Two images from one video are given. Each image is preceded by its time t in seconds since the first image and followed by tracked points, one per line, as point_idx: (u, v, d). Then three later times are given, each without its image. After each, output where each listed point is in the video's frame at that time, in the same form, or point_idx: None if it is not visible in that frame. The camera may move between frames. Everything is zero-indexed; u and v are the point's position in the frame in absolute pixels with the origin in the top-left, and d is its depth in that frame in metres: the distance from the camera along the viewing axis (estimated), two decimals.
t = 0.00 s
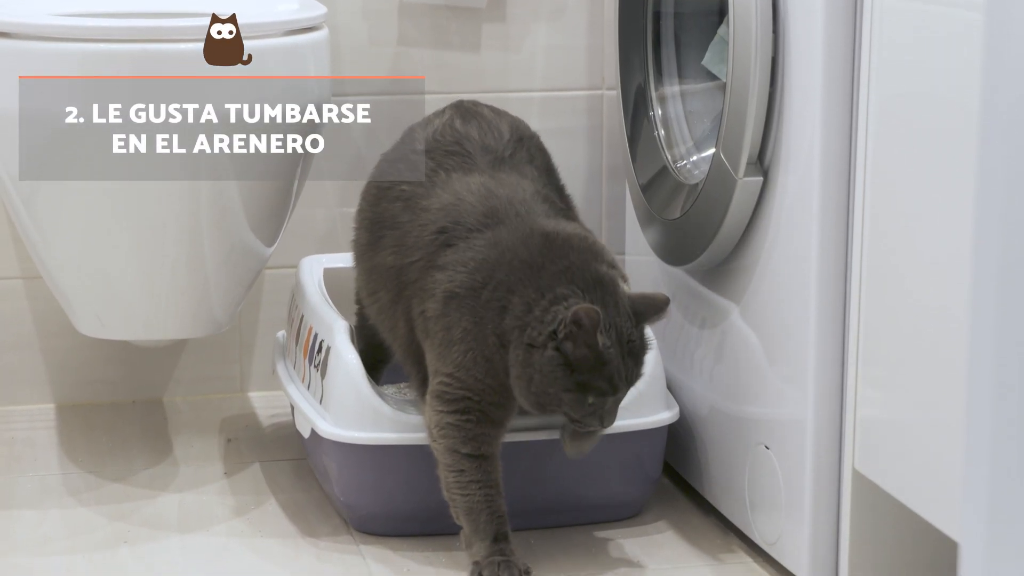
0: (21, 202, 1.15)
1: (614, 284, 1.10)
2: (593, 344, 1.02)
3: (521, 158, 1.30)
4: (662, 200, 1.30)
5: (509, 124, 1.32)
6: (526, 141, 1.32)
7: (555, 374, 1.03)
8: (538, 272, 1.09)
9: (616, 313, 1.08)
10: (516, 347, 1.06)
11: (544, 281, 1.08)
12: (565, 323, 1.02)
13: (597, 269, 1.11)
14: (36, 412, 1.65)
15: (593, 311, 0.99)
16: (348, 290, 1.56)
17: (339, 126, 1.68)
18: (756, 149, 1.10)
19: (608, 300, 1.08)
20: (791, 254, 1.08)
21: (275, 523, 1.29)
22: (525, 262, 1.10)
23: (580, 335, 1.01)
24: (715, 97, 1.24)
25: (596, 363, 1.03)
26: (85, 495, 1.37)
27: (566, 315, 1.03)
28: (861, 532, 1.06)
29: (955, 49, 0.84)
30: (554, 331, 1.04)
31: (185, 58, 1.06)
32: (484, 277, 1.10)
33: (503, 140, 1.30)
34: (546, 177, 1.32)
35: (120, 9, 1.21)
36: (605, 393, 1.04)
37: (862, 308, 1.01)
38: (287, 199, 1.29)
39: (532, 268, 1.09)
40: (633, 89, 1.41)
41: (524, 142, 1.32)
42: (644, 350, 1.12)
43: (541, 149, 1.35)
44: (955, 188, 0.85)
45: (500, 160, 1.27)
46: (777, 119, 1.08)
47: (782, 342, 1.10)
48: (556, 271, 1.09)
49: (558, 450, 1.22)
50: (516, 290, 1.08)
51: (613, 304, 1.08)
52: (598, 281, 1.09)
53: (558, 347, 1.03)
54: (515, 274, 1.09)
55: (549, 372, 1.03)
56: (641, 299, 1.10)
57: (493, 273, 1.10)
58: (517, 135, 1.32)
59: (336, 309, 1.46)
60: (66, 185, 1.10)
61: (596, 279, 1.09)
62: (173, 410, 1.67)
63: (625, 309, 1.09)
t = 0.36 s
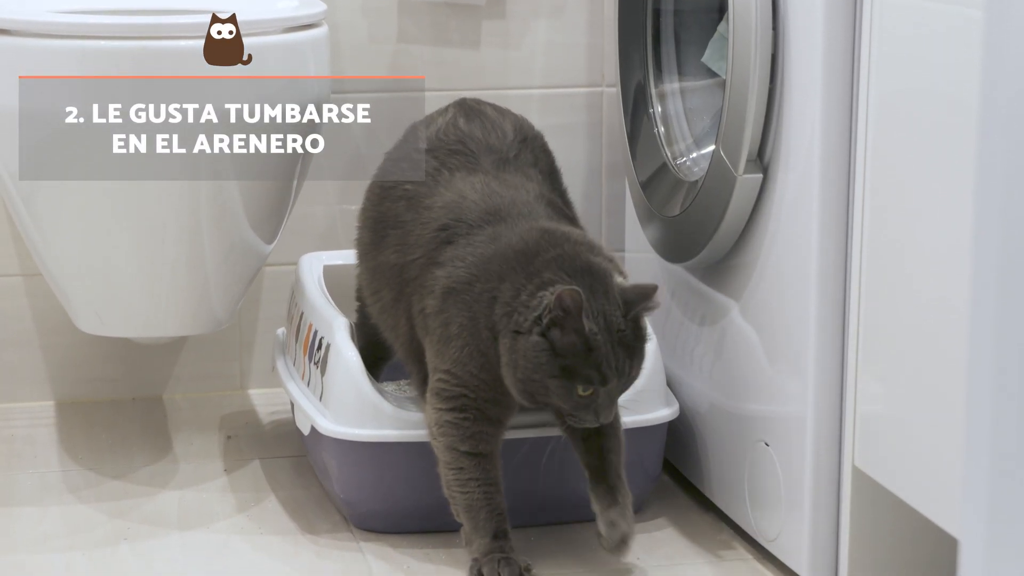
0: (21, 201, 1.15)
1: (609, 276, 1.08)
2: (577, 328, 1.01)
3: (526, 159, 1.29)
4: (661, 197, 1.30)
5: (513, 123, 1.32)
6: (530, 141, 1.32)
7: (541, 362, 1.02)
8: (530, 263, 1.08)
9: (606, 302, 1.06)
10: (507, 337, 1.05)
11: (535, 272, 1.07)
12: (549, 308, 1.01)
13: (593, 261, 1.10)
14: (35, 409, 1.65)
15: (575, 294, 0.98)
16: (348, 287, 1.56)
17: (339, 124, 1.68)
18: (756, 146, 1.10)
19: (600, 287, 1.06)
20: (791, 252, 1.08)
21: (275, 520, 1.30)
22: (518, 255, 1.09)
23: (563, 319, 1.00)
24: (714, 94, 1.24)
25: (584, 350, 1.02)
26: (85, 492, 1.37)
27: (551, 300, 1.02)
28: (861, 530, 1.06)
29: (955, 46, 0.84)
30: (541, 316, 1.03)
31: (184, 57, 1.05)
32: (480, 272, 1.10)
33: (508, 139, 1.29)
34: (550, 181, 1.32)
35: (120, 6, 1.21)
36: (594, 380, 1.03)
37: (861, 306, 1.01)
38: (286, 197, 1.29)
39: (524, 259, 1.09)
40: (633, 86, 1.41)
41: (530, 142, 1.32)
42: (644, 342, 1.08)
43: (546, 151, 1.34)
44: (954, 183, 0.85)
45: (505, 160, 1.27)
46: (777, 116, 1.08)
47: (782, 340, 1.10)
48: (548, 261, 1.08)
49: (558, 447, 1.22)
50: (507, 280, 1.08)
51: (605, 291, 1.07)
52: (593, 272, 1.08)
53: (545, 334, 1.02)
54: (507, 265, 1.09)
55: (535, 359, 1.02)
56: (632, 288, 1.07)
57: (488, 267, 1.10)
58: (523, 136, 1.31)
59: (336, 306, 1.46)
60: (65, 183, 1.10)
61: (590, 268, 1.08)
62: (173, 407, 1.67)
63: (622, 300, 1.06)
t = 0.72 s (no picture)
0: (22, 197, 1.15)
1: (605, 270, 1.08)
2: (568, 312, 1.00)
3: (532, 160, 1.30)
4: (662, 195, 1.30)
5: (518, 122, 1.33)
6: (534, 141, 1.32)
7: (534, 350, 1.02)
8: (524, 253, 1.08)
9: (600, 290, 1.05)
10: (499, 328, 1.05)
11: (529, 262, 1.07)
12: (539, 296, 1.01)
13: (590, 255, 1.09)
14: (36, 407, 1.65)
15: (564, 279, 0.98)
16: (348, 285, 1.56)
17: (339, 124, 1.68)
18: (757, 143, 1.10)
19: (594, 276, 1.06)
20: (791, 251, 1.08)
21: (276, 518, 1.30)
22: (514, 247, 1.09)
23: (554, 305, 1.00)
24: (714, 92, 1.24)
25: (577, 337, 1.02)
26: (86, 489, 1.37)
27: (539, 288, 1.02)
28: (861, 528, 1.06)
29: (957, 44, 0.84)
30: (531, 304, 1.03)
31: (185, 56, 1.05)
32: (477, 266, 1.10)
33: (513, 138, 1.30)
34: (555, 182, 1.32)
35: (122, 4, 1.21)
36: (587, 368, 1.02)
37: (861, 303, 1.01)
38: (287, 194, 1.29)
39: (519, 250, 1.09)
40: (634, 84, 1.41)
41: (534, 143, 1.32)
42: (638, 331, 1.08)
43: (551, 150, 1.35)
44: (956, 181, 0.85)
45: (512, 162, 1.28)
46: (778, 113, 1.08)
47: (783, 339, 1.10)
48: (542, 252, 1.08)
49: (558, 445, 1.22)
50: (501, 270, 1.08)
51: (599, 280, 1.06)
52: (590, 264, 1.07)
53: (536, 323, 1.02)
54: (502, 257, 1.09)
55: (527, 347, 1.02)
56: (626, 279, 1.06)
57: (485, 260, 1.10)
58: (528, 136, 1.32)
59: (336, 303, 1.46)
60: (64, 179, 1.10)
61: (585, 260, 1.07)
62: (174, 405, 1.67)
63: (618, 292, 1.05)
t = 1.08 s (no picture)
0: (22, 197, 1.15)
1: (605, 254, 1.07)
2: (564, 292, 1.00)
3: (539, 153, 1.29)
4: (663, 193, 1.30)
5: (527, 116, 1.32)
6: (541, 135, 1.31)
7: (530, 332, 1.02)
8: (522, 238, 1.08)
9: (598, 273, 1.04)
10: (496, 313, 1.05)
11: (528, 246, 1.07)
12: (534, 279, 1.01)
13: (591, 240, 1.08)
14: (36, 405, 1.65)
15: (559, 259, 0.98)
16: (348, 284, 1.56)
17: (339, 125, 1.68)
18: (758, 142, 1.10)
19: (591, 257, 1.05)
20: (792, 250, 1.08)
21: (276, 516, 1.30)
22: (513, 233, 1.09)
23: (550, 287, 1.00)
24: (715, 90, 1.24)
25: (574, 319, 1.02)
26: (86, 488, 1.37)
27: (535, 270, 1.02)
28: (861, 526, 1.06)
29: (958, 43, 0.84)
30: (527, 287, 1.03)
31: (184, 55, 1.05)
32: (476, 254, 1.10)
33: (523, 133, 1.30)
34: (564, 176, 1.32)
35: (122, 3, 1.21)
36: (585, 351, 1.02)
37: (861, 302, 1.01)
38: (287, 193, 1.29)
39: (518, 235, 1.09)
40: (634, 83, 1.41)
41: (544, 136, 1.32)
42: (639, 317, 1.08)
43: (560, 145, 1.34)
44: (957, 179, 0.85)
45: (520, 155, 1.27)
46: (779, 112, 1.08)
47: (783, 337, 1.10)
48: (540, 236, 1.08)
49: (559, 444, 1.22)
50: (498, 255, 1.08)
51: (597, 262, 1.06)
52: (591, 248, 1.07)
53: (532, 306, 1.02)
54: (501, 243, 1.09)
55: (524, 331, 1.02)
56: (626, 262, 1.05)
57: (484, 248, 1.10)
58: (537, 129, 1.31)
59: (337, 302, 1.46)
60: (63, 178, 1.10)
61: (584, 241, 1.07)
62: (174, 404, 1.67)
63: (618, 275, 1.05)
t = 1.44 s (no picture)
0: (20, 195, 1.15)
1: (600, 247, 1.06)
2: (543, 281, 1.00)
3: (547, 146, 1.29)
4: (660, 191, 1.30)
5: (537, 110, 1.32)
6: (548, 131, 1.31)
7: (515, 319, 1.02)
8: (516, 226, 1.08)
9: (589, 268, 1.03)
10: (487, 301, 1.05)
11: (521, 233, 1.07)
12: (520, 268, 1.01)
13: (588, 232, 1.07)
14: (35, 403, 1.65)
15: (545, 250, 0.98)
16: (347, 282, 1.56)
17: (338, 124, 1.67)
18: (755, 141, 1.10)
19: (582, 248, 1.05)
20: (790, 249, 1.08)
21: (274, 514, 1.30)
22: (509, 221, 1.09)
23: (536, 276, 1.00)
24: (713, 89, 1.24)
25: (557, 310, 1.01)
26: (84, 486, 1.37)
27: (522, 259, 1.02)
28: (859, 524, 1.07)
29: (954, 44, 0.84)
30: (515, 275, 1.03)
31: (182, 53, 1.05)
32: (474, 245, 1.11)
33: (531, 126, 1.29)
34: (572, 171, 1.31)
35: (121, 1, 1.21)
36: (564, 342, 1.02)
37: (859, 300, 1.01)
38: (286, 191, 1.29)
39: (512, 222, 1.09)
40: (632, 80, 1.41)
41: (553, 129, 1.31)
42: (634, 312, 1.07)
43: (570, 141, 1.34)
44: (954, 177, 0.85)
45: (526, 148, 1.27)
46: (776, 110, 1.08)
47: (781, 336, 1.10)
48: (534, 224, 1.07)
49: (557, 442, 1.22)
50: (491, 241, 1.08)
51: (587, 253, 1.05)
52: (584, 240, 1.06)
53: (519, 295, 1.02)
54: (496, 231, 1.09)
55: (507, 314, 1.02)
56: (617, 260, 1.03)
57: (481, 239, 1.11)
58: (546, 122, 1.31)
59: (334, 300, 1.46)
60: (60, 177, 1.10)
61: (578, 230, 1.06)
62: (172, 402, 1.67)
63: (606, 270, 1.03)
